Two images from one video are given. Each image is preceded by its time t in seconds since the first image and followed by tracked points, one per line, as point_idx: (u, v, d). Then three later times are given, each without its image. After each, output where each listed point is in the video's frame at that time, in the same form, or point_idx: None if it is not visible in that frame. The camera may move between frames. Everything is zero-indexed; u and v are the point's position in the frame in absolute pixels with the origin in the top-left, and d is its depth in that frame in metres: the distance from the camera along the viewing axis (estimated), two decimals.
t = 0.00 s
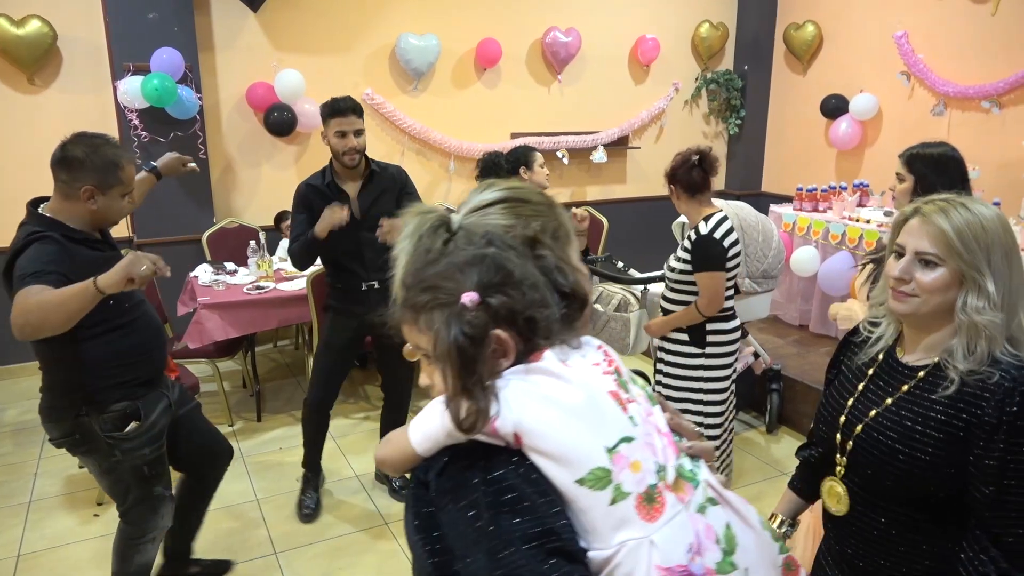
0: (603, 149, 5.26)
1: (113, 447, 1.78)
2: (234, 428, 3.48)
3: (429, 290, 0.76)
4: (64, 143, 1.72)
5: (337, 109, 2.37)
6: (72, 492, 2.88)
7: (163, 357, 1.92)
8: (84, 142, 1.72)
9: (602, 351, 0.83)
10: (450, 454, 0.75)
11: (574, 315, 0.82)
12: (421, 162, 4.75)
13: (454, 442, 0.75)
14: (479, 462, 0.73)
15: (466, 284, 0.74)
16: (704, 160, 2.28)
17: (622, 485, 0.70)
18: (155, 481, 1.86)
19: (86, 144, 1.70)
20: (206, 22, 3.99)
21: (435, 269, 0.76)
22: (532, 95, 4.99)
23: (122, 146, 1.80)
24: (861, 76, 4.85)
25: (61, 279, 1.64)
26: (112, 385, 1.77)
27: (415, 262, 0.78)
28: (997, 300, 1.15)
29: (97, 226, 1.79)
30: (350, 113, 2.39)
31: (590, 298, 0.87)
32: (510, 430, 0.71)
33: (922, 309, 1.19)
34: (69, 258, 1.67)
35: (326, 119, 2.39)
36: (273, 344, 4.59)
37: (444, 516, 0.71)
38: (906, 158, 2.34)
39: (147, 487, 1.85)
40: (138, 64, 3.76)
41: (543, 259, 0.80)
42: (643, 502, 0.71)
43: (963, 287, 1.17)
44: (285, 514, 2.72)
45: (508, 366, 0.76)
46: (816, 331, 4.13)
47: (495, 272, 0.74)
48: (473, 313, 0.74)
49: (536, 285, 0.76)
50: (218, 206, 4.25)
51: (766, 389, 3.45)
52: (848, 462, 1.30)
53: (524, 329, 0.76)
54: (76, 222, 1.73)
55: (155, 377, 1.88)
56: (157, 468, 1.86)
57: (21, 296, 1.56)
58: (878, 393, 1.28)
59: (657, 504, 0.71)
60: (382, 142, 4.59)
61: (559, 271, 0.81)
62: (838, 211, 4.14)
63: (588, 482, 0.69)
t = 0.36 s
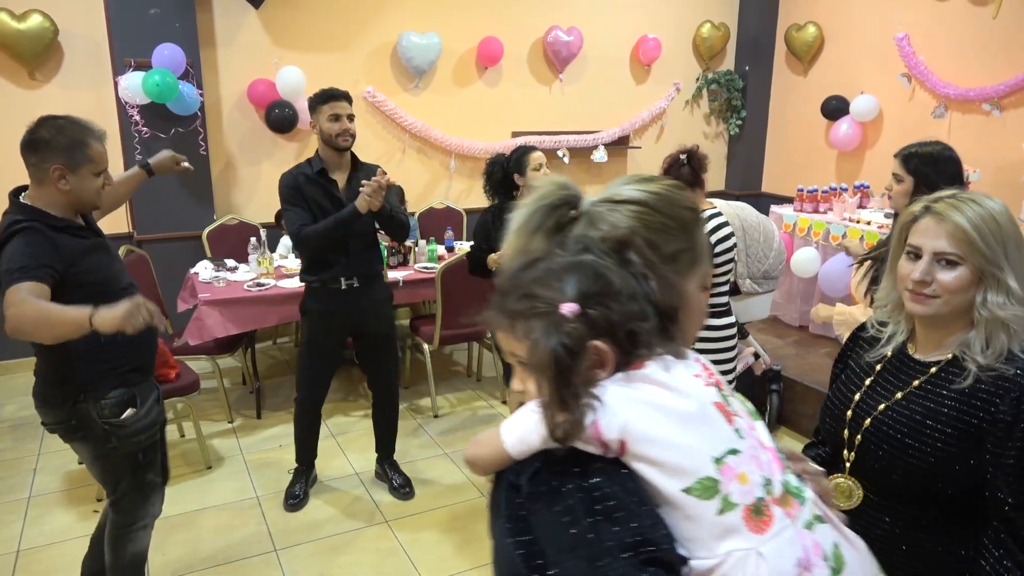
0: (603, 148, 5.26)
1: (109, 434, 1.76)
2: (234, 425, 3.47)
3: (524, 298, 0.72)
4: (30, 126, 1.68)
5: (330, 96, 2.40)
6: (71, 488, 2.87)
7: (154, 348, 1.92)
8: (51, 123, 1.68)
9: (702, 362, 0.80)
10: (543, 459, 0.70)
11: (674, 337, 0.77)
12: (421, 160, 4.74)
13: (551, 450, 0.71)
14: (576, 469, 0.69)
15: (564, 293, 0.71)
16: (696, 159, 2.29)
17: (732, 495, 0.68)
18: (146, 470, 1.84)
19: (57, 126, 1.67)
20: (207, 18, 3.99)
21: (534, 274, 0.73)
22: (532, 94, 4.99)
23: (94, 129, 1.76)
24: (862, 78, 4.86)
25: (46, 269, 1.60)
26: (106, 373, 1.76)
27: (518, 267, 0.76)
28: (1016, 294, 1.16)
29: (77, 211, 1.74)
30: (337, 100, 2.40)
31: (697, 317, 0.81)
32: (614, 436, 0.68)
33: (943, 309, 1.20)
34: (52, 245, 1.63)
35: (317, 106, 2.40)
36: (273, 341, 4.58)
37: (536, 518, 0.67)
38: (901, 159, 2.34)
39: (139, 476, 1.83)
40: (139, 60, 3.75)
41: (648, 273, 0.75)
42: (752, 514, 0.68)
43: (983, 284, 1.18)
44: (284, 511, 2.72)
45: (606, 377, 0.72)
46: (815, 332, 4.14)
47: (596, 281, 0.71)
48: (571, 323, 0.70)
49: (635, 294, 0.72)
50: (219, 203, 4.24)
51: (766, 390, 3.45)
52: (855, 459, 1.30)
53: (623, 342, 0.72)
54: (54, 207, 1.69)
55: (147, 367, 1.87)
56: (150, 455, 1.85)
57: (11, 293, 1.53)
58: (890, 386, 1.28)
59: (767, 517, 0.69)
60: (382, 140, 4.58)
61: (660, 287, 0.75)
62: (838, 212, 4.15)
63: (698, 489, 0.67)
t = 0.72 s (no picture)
0: (620, 148, 5.24)
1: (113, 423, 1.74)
2: (252, 422, 3.50)
3: (669, 292, 0.75)
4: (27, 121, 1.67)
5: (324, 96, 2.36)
6: (92, 482, 2.91)
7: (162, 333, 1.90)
8: (47, 114, 1.67)
9: (850, 381, 0.80)
10: (671, 455, 0.74)
11: (824, 336, 0.79)
12: (439, 159, 4.75)
13: (684, 449, 0.73)
14: (702, 474, 0.72)
15: (714, 297, 0.72)
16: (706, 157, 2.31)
17: (866, 531, 0.68)
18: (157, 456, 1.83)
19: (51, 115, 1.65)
20: (227, 18, 4.02)
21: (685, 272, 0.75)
22: (549, 93, 4.98)
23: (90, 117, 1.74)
24: (882, 77, 4.81)
25: (54, 260, 1.59)
26: (109, 360, 1.74)
27: (669, 262, 0.79)
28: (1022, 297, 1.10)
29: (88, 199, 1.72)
30: (330, 100, 2.37)
31: (846, 319, 0.84)
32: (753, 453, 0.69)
33: (949, 307, 1.19)
34: (59, 232, 1.60)
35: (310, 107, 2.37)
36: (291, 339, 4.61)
37: (658, 515, 0.71)
38: (913, 156, 2.30)
39: (149, 462, 1.81)
40: (161, 59, 3.79)
41: (794, 275, 0.78)
42: (882, 552, 0.69)
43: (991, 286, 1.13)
44: (303, 508, 2.74)
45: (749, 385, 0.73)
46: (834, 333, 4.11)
47: (748, 286, 0.72)
48: (719, 327, 0.71)
49: (784, 302, 0.73)
50: (238, 201, 4.28)
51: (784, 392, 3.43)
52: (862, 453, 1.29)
53: (771, 351, 0.72)
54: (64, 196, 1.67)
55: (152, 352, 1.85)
56: (159, 440, 1.84)
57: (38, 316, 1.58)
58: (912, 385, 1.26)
59: (896, 556, 0.70)
60: (400, 139, 4.60)
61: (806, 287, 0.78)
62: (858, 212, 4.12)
63: (833, 520, 0.68)
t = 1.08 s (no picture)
0: (640, 148, 5.22)
1: (139, 408, 1.73)
2: (270, 418, 3.52)
3: (763, 288, 0.73)
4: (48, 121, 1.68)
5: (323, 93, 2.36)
6: (112, 475, 2.94)
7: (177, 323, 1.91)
8: (67, 114, 1.68)
9: (980, 397, 0.74)
10: (766, 459, 0.74)
11: (944, 349, 0.72)
12: (457, 158, 4.76)
13: (780, 453, 0.74)
14: (798, 482, 0.71)
15: (814, 292, 0.69)
16: (740, 151, 2.32)
17: (980, 553, 0.64)
18: (191, 432, 1.82)
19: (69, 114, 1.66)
20: (250, 17, 4.05)
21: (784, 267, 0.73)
22: (568, 92, 4.97)
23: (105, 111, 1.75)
24: (907, 77, 4.75)
25: (69, 257, 1.61)
26: (126, 349, 1.75)
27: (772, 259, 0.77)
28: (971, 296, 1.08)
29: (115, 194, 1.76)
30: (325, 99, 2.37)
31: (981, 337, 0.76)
32: (849, 459, 0.67)
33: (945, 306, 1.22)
34: (74, 225, 1.62)
35: (312, 107, 2.37)
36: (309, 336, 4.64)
37: (748, 524, 0.71)
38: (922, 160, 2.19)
39: (181, 440, 1.80)
40: (183, 57, 3.82)
41: (921, 278, 0.70)
42: None
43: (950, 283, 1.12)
44: (318, 504, 2.75)
45: (853, 388, 0.70)
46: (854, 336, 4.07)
47: (852, 283, 0.68)
48: (816, 323, 0.68)
49: (895, 301, 0.68)
50: (259, 199, 4.31)
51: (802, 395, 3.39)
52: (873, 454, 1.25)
53: (877, 351, 0.69)
54: (93, 193, 1.71)
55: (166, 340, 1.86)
56: (188, 418, 1.82)
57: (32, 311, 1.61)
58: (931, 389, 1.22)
59: None
60: (419, 138, 4.61)
61: (941, 290, 0.70)
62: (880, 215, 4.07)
63: (938, 537, 0.65)
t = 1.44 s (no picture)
0: (645, 148, 5.22)
1: (146, 410, 1.77)
2: (276, 417, 3.54)
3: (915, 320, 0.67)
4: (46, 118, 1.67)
5: (340, 96, 2.34)
6: (119, 473, 2.96)
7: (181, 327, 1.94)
8: (66, 110, 1.67)
9: None
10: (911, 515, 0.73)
11: None
12: (463, 158, 4.76)
13: (939, 506, 0.71)
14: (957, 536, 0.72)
15: (978, 325, 0.64)
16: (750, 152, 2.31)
17: None
18: (188, 442, 1.85)
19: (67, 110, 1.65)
20: (256, 17, 4.07)
21: (928, 295, 0.68)
22: (574, 93, 4.97)
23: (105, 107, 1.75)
24: (914, 78, 4.74)
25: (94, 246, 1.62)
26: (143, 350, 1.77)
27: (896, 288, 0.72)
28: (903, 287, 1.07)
29: (117, 186, 1.76)
30: (347, 98, 2.35)
31: None
32: None
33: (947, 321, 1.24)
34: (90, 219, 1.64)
35: (329, 108, 2.36)
36: (315, 335, 4.66)
37: None
38: (931, 158, 2.06)
39: (181, 445, 1.84)
40: (191, 57, 3.84)
41: None
42: None
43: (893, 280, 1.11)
44: (323, 503, 2.76)
45: None
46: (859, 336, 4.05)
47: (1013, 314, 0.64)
48: (993, 358, 0.62)
49: None
50: (265, 199, 4.33)
51: (807, 396, 3.38)
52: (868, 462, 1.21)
53: None
54: (96, 188, 1.71)
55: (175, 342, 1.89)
56: (189, 428, 1.85)
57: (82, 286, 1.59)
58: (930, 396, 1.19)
59: None
60: (424, 138, 4.62)
61: None
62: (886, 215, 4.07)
63: None
